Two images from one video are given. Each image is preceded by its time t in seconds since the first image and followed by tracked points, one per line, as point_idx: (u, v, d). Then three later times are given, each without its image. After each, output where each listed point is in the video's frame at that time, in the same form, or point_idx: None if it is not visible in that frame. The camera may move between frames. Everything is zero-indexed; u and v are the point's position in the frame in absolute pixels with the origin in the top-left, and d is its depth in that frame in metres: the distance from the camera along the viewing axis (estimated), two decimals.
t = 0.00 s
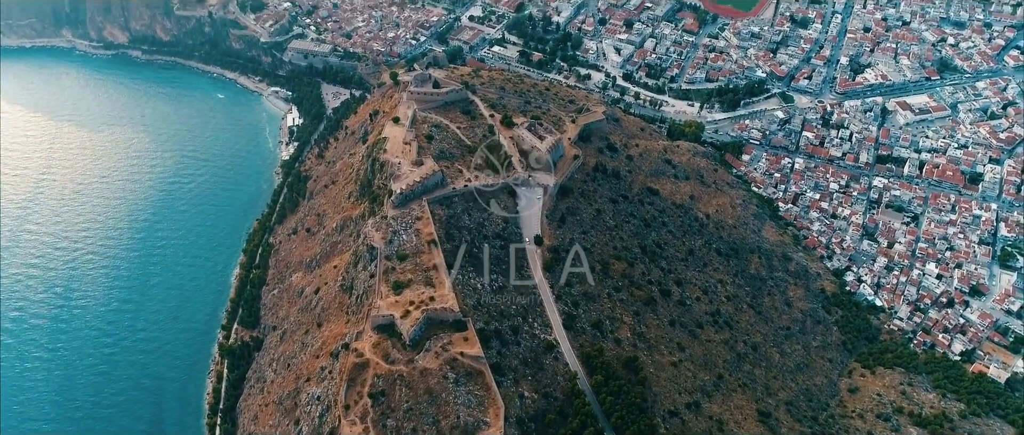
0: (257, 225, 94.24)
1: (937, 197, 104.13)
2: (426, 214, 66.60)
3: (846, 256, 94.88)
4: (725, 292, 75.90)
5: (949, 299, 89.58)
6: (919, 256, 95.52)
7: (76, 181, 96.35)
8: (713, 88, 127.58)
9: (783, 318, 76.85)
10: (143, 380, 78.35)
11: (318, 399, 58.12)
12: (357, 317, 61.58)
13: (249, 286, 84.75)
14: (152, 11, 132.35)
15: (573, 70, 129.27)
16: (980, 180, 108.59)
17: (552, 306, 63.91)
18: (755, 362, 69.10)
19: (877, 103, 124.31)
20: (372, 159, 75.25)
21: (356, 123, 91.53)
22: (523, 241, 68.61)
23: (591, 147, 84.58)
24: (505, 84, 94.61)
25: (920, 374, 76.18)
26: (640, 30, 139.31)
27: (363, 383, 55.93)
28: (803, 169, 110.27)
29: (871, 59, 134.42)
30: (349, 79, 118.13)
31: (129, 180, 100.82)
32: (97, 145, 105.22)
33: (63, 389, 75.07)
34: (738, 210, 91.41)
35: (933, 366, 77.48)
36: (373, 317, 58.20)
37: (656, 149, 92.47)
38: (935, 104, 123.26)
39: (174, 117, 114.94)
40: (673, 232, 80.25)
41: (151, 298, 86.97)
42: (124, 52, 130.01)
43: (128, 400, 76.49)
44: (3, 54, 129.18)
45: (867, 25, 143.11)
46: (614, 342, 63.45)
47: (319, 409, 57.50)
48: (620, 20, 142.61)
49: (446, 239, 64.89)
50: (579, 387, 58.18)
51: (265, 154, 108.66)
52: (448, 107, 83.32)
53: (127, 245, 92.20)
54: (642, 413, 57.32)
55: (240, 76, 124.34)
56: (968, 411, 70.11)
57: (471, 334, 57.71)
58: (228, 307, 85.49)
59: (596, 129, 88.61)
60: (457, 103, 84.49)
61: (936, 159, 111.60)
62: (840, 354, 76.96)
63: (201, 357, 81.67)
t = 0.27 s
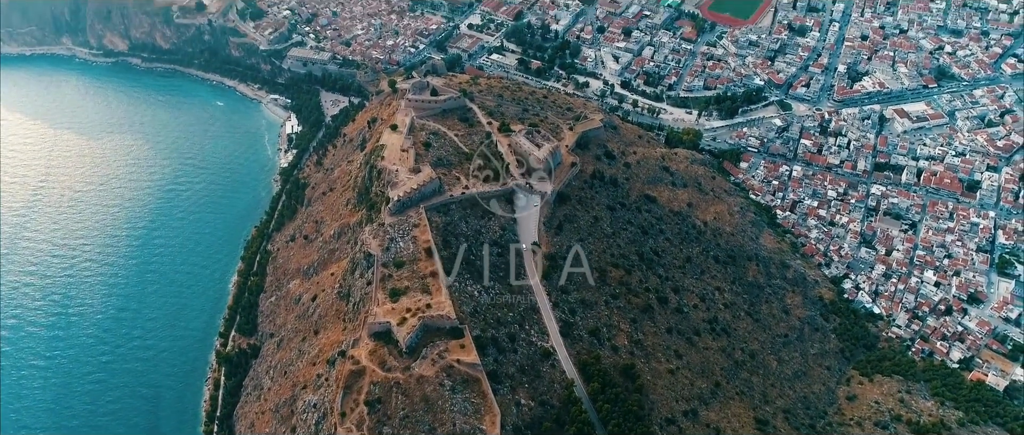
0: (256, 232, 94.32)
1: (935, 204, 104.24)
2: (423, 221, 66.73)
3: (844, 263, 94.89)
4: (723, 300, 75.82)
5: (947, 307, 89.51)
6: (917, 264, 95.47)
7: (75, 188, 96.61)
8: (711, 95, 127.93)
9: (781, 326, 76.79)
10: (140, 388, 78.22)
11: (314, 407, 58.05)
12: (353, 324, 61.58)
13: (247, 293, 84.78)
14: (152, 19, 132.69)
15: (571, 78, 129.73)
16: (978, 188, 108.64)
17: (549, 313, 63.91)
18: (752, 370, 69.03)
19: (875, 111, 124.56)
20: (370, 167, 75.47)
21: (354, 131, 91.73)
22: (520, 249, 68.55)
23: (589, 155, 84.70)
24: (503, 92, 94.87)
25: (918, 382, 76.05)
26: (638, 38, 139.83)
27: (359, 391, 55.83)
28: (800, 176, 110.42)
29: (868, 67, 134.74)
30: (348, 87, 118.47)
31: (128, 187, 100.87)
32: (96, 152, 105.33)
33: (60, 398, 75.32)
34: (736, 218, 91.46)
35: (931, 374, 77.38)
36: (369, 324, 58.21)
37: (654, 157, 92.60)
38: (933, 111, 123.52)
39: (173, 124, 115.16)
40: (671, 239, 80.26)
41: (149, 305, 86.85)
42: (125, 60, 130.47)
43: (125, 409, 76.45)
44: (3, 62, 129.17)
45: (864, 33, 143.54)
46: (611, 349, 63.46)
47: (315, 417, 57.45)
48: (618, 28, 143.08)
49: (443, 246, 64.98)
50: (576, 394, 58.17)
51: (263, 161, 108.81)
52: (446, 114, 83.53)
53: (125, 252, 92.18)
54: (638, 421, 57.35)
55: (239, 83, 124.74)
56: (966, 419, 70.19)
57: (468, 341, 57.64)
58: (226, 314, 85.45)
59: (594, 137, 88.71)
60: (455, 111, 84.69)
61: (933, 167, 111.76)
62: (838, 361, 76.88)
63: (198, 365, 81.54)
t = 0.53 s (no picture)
0: (253, 241, 94.40)
1: (932, 213, 104.36)
2: (420, 229, 66.83)
3: (842, 272, 94.89)
4: (720, 309, 75.70)
5: (945, 315, 89.45)
6: (914, 272, 95.43)
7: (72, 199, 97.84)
8: (709, 104, 128.30)
9: (778, 335, 76.68)
10: (137, 399, 77.98)
11: (309, 416, 58.00)
12: (349, 332, 61.58)
13: (244, 302, 84.75)
14: (152, 28, 132.50)
15: (569, 87, 130.22)
16: (975, 197, 108.76)
17: (546, 322, 63.92)
18: (749, 379, 68.95)
19: (872, 120, 124.80)
20: (367, 175, 75.66)
21: (352, 140, 92.00)
22: (517, 258, 68.50)
23: (586, 163, 84.77)
24: (500, 101, 95.29)
25: (916, 391, 75.89)
26: (636, 48, 140.44)
27: (354, 399, 55.71)
28: (798, 185, 110.54)
29: (866, 76, 135.12)
30: (347, 96, 118.86)
31: (126, 196, 101.08)
32: (94, 162, 105.80)
33: (57, 408, 76.28)
34: (733, 226, 91.52)
35: (929, 383, 77.29)
36: (365, 333, 58.20)
37: (652, 166, 92.78)
38: (930, 120, 123.82)
39: (171, 133, 115.46)
40: (668, 248, 80.20)
41: (147, 315, 86.78)
42: (124, 69, 130.84)
43: (121, 420, 76.16)
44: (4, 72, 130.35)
45: (862, 43, 144.04)
46: (607, 358, 63.45)
47: (310, 426, 57.38)
48: (616, 37, 143.67)
49: (440, 254, 65.06)
50: (572, 403, 58.12)
51: (261, 170, 108.94)
52: (443, 123, 83.75)
53: (122, 261, 92.27)
54: (634, 430, 57.32)
55: (238, 92, 125.11)
56: (964, 428, 70.30)
57: (463, 350, 57.56)
58: (223, 323, 85.39)
59: (592, 146, 88.84)
60: (453, 119, 84.93)
61: (931, 176, 111.93)
62: (836, 370, 76.80)
63: (194, 374, 81.42)
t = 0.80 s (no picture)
0: (251, 249, 94.45)
1: (930, 222, 104.35)
2: (417, 238, 66.95)
3: (839, 281, 94.81)
4: (717, 317, 75.66)
5: (943, 324, 89.35)
6: (912, 281, 95.40)
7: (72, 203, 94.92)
8: (707, 113, 128.66)
9: (776, 343, 76.58)
10: (134, 409, 78.12)
11: (305, 425, 57.84)
12: (346, 341, 61.55)
13: (242, 310, 84.74)
14: (151, 37, 133.22)
15: (567, 96, 130.63)
16: (972, 206, 108.75)
17: (542, 330, 63.92)
18: (746, 388, 68.96)
19: (870, 128, 125.12)
20: (364, 184, 75.81)
21: (350, 148, 92.17)
22: (514, 266, 68.58)
23: (584, 172, 84.90)
24: (498, 110, 95.59)
25: (915, 400, 75.66)
26: (635, 57, 141.00)
27: (350, 408, 55.58)
28: (796, 194, 110.62)
29: (863, 85, 135.61)
30: (346, 105, 119.30)
31: (124, 205, 101.01)
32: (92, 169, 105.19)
33: (54, 418, 75.49)
34: (731, 235, 91.51)
35: (928, 392, 77.07)
36: (361, 341, 58.17)
37: (649, 174, 92.95)
38: (927, 129, 124.14)
39: (169, 142, 115.62)
40: (665, 256, 80.18)
41: (144, 324, 86.84)
42: (125, 78, 131.57)
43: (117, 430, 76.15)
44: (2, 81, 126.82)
45: (859, 52, 144.64)
46: (604, 367, 63.45)
47: None
48: (614, 47, 144.25)
49: (436, 263, 65.12)
50: (568, 412, 58.08)
51: (259, 179, 109.19)
52: (440, 132, 83.99)
53: (119, 270, 92.27)
54: None
55: (237, 101, 125.49)
56: None
57: (460, 358, 57.53)
58: (221, 332, 85.42)
59: (589, 155, 89.02)
60: (450, 128, 85.17)
61: (928, 185, 112.11)
62: (834, 380, 76.66)
63: (192, 383, 81.41)
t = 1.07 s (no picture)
0: (249, 256, 94.49)
1: (928, 229, 104.38)
2: (414, 245, 67.03)
3: (838, 289, 94.76)
4: (715, 325, 75.57)
5: (941, 332, 89.27)
6: (910, 289, 95.36)
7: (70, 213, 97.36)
8: (705, 121, 128.97)
9: (774, 351, 76.48)
10: (129, 417, 77.74)
11: (301, 432, 57.73)
12: (342, 348, 61.53)
13: (239, 318, 84.63)
14: (151, 45, 133.48)
15: (566, 104, 131.01)
16: (971, 213, 108.72)
17: (539, 338, 63.89)
18: (744, 396, 69.04)
19: (867, 136, 125.31)
20: (362, 192, 76.01)
21: (348, 156, 92.32)
22: (511, 274, 68.61)
23: (582, 180, 84.91)
24: (496, 118, 95.79)
25: (913, 408, 75.55)
26: (633, 65, 141.52)
27: (345, 416, 55.42)
28: (794, 201, 110.73)
29: (861, 93, 135.97)
30: (345, 112, 119.67)
31: (123, 213, 101.19)
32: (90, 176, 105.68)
33: (50, 427, 75.89)
34: (729, 243, 91.47)
35: (926, 400, 76.94)
36: (357, 349, 58.17)
37: (647, 182, 93.07)
38: (925, 137, 124.36)
39: (168, 149, 115.87)
40: (663, 264, 80.09)
41: (141, 332, 86.61)
42: (124, 86, 131.96)
43: None
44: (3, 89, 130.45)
45: (857, 60, 145.06)
46: (601, 375, 63.40)
47: None
48: (613, 55, 144.81)
49: (433, 270, 65.13)
50: (565, 420, 58.03)
51: (258, 187, 109.22)
52: (438, 140, 84.24)
53: (117, 278, 92.33)
54: None
55: (237, 109, 125.77)
56: None
57: (456, 366, 57.49)
58: (218, 339, 85.22)
59: (587, 162, 89.12)
60: (448, 136, 85.36)
61: (926, 192, 112.25)
62: (832, 387, 76.60)
63: (189, 391, 81.06)
